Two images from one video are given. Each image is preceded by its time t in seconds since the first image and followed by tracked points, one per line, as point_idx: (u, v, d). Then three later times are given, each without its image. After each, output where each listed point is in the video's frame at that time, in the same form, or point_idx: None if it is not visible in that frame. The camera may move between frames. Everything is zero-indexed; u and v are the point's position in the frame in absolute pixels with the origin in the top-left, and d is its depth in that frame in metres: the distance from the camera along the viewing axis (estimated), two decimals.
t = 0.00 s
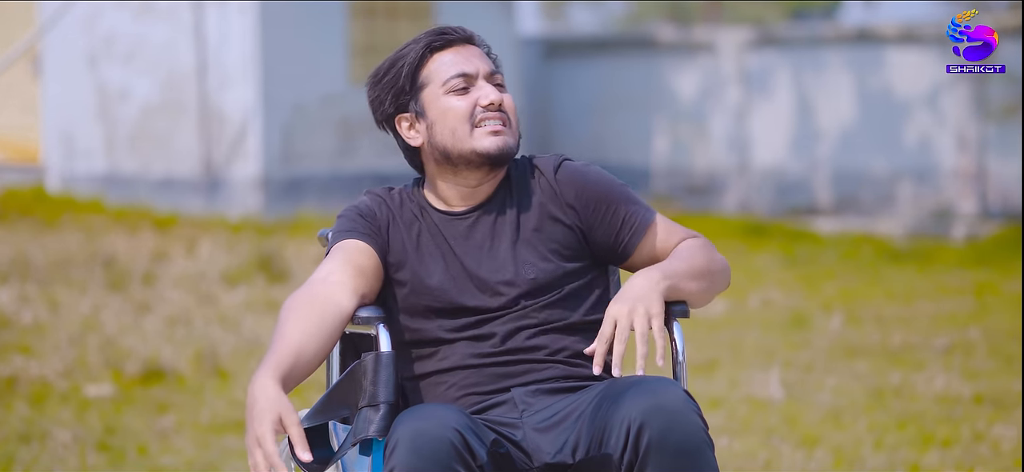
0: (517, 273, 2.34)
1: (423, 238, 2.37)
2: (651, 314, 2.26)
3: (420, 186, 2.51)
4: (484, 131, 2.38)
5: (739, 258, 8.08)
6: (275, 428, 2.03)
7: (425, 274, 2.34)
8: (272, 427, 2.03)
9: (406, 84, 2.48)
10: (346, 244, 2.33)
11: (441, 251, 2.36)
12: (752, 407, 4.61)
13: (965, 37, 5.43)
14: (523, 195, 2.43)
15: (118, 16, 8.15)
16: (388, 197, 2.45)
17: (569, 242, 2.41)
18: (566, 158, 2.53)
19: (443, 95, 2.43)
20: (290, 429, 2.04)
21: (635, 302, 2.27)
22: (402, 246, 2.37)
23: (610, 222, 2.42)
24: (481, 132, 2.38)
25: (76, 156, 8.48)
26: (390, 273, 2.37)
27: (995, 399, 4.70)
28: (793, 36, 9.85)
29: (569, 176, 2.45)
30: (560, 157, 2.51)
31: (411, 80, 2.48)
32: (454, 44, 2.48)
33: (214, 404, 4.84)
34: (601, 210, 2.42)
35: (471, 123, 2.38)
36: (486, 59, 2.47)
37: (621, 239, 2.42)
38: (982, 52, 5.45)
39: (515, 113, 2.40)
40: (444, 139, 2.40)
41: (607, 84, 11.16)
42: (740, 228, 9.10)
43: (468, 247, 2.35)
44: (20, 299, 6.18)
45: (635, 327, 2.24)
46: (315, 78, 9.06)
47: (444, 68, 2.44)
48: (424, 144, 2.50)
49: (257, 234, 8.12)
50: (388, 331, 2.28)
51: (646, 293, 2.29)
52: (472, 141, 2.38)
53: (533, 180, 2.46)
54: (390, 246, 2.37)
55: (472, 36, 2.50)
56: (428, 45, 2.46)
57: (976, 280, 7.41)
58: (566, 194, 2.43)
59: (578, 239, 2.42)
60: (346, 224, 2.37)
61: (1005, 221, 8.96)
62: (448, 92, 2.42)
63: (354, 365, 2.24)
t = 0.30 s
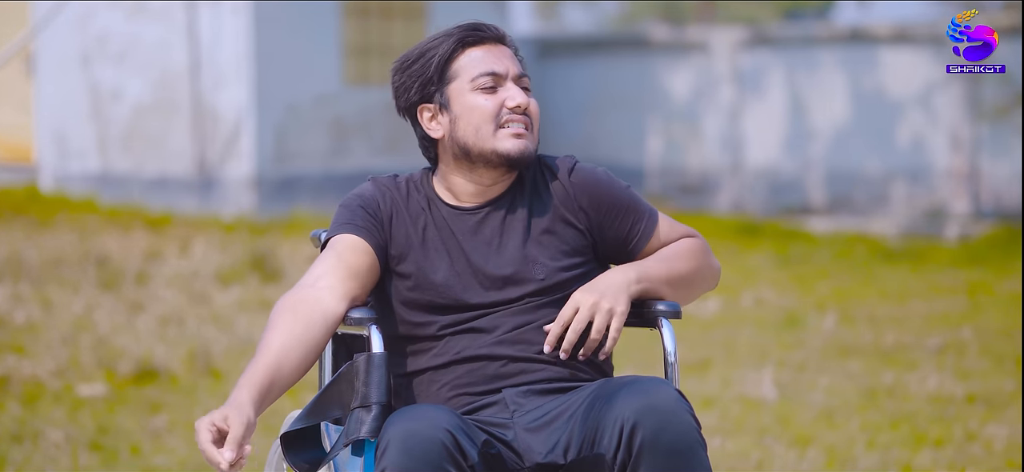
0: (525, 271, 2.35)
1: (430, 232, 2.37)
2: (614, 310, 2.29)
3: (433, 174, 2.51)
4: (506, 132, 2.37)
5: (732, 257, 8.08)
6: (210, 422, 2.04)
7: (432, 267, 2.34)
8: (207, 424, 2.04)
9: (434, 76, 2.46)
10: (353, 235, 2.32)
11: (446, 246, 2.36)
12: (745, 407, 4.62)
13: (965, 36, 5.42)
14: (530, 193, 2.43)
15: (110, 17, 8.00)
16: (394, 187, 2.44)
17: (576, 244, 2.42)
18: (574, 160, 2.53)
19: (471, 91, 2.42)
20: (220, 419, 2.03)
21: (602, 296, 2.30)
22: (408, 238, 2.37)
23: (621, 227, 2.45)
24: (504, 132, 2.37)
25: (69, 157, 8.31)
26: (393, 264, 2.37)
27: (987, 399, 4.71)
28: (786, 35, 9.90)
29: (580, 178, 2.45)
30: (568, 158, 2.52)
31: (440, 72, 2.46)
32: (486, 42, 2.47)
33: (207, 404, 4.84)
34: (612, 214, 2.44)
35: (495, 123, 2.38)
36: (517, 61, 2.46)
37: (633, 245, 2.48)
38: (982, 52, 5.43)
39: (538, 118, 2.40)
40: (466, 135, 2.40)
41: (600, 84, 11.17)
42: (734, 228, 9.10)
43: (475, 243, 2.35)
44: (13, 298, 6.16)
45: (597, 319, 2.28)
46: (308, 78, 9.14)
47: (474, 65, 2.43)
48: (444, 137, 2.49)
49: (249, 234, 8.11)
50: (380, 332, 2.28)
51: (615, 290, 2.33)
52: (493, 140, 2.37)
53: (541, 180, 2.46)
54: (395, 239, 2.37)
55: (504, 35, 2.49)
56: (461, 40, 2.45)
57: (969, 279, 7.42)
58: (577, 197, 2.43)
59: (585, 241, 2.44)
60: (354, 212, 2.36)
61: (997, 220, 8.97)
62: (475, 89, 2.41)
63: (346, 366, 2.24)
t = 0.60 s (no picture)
0: (529, 271, 2.36)
1: (436, 227, 2.38)
2: (616, 324, 2.29)
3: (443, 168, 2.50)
4: (522, 145, 2.35)
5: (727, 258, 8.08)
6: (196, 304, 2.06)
7: (438, 264, 2.35)
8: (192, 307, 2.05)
9: (455, 78, 2.42)
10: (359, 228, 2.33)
11: (453, 241, 2.36)
12: (740, 408, 4.62)
13: (965, 36, 5.37)
14: (537, 189, 2.43)
15: (105, 17, 7.96)
16: (404, 178, 2.45)
17: (581, 243, 2.43)
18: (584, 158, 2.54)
19: (490, 98, 2.38)
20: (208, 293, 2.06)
21: (601, 314, 2.29)
22: (414, 232, 2.38)
23: (626, 228, 2.45)
24: (520, 145, 2.35)
25: (64, 157, 8.05)
26: (399, 257, 2.38)
27: (981, 400, 4.72)
28: (781, 35, 9.87)
29: (588, 180, 2.46)
30: (578, 157, 2.52)
31: (461, 76, 2.41)
32: (511, 48, 2.42)
33: (202, 406, 4.84)
34: (618, 214, 2.44)
35: (512, 135, 2.36)
36: (539, 71, 2.42)
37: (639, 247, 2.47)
38: (984, 53, 5.34)
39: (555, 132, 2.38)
40: (481, 144, 2.37)
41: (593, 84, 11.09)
42: (729, 227, 9.11)
43: (481, 241, 2.36)
44: (7, 300, 6.15)
45: (601, 338, 2.28)
46: (301, 78, 9.21)
47: (496, 72, 2.39)
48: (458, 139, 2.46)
49: (244, 234, 8.11)
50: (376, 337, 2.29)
51: (613, 303, 2.32)
52: (509, 152, 2.35)
53: (553, 177, 2.47)
54: (402, 232, 2.38)
55: (529, 41, 2.44)
56: (486, 45, 2.40)
57: (964, 280, 7.43)
58: (584, 199, 2.44)
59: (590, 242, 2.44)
60: (362, 204, 2.37)
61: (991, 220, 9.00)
62: (495, 98, 2.38)
63: (342, 369, 2.25)
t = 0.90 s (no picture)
0: (542, 267, 2.36)
1: (452, 217, 2.38)
2: (618, 313, 2.30)
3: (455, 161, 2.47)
4: (537, 165, 2.33)
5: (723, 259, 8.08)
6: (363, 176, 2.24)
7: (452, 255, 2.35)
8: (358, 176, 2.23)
9: (477, 89, 2.37)
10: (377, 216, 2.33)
11: (468, 234, 2.36)
12: (736, 408, 4.62)
13: (965, 36, 5.31)
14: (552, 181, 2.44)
15: (100, 18, 7.91)
16: (424, 164, 2.45)
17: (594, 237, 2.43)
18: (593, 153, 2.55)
19: (510, 114, 2.35)
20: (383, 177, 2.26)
21: (606, 301, 2.30)
22: (430, 222, 2.37)
23: (634, 222, 2.44)
24: (535, 164, 2.33)
25: (60, 157, 8.19)
26: (413, 246, 2.38)
27: (978, 401, 4.72)
28: (777, 35, 9.82)
29: (601, 175, 2.46)
30: (588, 151, 2.53)
31: (484, 86, 2.37)
32: (537, 62, 2.36)
33: (198, 407, 4.83)
34: (624, 212, 2.44)
35: (528, 154, 2.32)
36: (562, 85, 2.38)
37: (644, 243, 2.46)
38: (984, 53, 5.26)
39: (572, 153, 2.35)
40: (496, 159, 2.34)
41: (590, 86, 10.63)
42: (724, 227, 9.11)
43: (496, 235, 2.36)
44: (3, 300, 6.14)
45: (601, 323, 2.29)
46: (298, 77, 9.16)
47: (520, 88, 2.34)
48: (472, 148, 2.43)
49: (241, 234, 8.11)
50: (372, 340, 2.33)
51: (615, 288, 2.32)
52: (523, 171, 2.32)
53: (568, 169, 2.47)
54: (419, 221, 2.38)
55: (557, 55, 2.39)
56: (513, 59, 2.35)
57: (961, 280, 7.45)
58: (598, 192, 2.44)
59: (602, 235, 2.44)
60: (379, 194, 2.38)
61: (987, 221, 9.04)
62: (516, 114, 2.34)
63: (338, 372, 2.26)
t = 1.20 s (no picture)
0: (563, 262, 2.38)
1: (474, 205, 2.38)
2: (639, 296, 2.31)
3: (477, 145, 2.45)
4: (558, 180, 2.30)
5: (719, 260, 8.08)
6: (438, 262, 2.19)
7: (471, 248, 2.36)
8: (438, 267, 2.19)
9: (503, 99, 2.31)
10: (387, 212, 2.35)
11: (490, 226, 2.37)
12: (733, 409, 4.63)
13: (964, 36, 5.33)
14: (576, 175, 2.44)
15: (99, 18, 8.07)
16: (448, 145, 2.44)
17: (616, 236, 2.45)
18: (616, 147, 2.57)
19: (534, 127, 2.30)
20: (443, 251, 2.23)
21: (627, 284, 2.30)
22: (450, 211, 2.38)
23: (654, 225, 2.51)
24: (555, 179, 2.30)
25: (57, 157, 8.34)
26: (435, 234, 2.38)
27: (975, 401, 4.72)
28: (774, 36, 9.83)
29: (627, 172, 2.48)
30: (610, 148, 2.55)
31: (509, 96, 2.31)
32: (566, 74, 2.30)
33: (196, 407, 4.83)
34: (647, 211, 2.49)
35: (550, 169, 2.29)
36: (590, 98, 2.31)
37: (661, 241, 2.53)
38: (983, 53, 5.26)
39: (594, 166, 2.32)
40: (516, 171, 2.31)
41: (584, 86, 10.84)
42: (720, 228, 9.13)
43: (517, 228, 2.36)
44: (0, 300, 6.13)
45: (629, 300, 2.29)
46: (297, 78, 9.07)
47: (546, 101, 2.29)
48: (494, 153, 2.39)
49: (238, 234, 8.11)
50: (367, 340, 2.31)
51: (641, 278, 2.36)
52: (544, 185, 2.30)
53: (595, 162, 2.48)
54: (439, 206, 2.38)
55: (586, 65, 2.32)
56: (542, 71, 2.28)
57: (957, 280, 7.46)
58: (621, 190, 2.46)
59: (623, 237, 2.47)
60: (401, 183, 2.37)
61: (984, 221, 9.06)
62: (540, 128, 2.29)
63: (337, 373, 2.25)
